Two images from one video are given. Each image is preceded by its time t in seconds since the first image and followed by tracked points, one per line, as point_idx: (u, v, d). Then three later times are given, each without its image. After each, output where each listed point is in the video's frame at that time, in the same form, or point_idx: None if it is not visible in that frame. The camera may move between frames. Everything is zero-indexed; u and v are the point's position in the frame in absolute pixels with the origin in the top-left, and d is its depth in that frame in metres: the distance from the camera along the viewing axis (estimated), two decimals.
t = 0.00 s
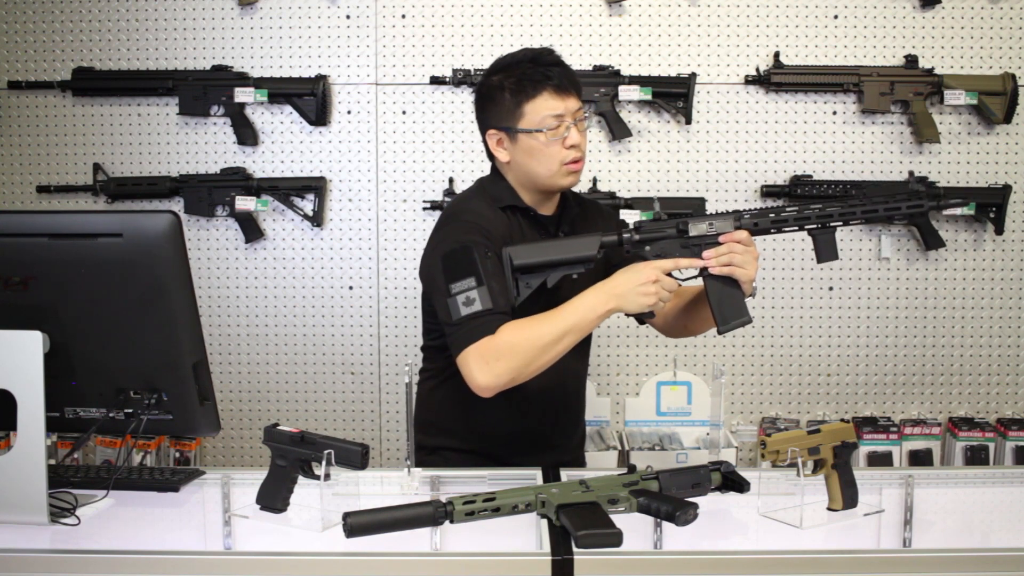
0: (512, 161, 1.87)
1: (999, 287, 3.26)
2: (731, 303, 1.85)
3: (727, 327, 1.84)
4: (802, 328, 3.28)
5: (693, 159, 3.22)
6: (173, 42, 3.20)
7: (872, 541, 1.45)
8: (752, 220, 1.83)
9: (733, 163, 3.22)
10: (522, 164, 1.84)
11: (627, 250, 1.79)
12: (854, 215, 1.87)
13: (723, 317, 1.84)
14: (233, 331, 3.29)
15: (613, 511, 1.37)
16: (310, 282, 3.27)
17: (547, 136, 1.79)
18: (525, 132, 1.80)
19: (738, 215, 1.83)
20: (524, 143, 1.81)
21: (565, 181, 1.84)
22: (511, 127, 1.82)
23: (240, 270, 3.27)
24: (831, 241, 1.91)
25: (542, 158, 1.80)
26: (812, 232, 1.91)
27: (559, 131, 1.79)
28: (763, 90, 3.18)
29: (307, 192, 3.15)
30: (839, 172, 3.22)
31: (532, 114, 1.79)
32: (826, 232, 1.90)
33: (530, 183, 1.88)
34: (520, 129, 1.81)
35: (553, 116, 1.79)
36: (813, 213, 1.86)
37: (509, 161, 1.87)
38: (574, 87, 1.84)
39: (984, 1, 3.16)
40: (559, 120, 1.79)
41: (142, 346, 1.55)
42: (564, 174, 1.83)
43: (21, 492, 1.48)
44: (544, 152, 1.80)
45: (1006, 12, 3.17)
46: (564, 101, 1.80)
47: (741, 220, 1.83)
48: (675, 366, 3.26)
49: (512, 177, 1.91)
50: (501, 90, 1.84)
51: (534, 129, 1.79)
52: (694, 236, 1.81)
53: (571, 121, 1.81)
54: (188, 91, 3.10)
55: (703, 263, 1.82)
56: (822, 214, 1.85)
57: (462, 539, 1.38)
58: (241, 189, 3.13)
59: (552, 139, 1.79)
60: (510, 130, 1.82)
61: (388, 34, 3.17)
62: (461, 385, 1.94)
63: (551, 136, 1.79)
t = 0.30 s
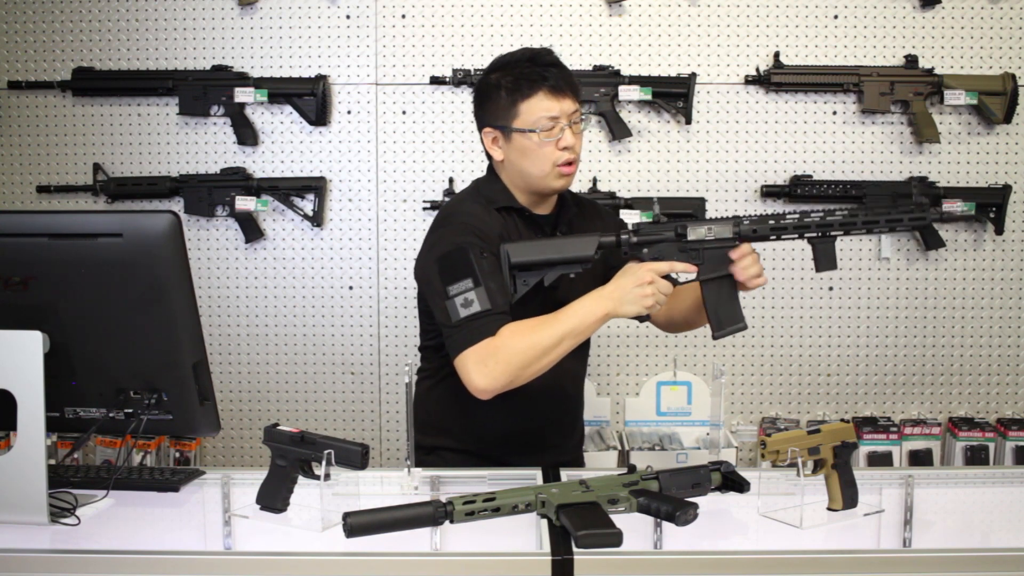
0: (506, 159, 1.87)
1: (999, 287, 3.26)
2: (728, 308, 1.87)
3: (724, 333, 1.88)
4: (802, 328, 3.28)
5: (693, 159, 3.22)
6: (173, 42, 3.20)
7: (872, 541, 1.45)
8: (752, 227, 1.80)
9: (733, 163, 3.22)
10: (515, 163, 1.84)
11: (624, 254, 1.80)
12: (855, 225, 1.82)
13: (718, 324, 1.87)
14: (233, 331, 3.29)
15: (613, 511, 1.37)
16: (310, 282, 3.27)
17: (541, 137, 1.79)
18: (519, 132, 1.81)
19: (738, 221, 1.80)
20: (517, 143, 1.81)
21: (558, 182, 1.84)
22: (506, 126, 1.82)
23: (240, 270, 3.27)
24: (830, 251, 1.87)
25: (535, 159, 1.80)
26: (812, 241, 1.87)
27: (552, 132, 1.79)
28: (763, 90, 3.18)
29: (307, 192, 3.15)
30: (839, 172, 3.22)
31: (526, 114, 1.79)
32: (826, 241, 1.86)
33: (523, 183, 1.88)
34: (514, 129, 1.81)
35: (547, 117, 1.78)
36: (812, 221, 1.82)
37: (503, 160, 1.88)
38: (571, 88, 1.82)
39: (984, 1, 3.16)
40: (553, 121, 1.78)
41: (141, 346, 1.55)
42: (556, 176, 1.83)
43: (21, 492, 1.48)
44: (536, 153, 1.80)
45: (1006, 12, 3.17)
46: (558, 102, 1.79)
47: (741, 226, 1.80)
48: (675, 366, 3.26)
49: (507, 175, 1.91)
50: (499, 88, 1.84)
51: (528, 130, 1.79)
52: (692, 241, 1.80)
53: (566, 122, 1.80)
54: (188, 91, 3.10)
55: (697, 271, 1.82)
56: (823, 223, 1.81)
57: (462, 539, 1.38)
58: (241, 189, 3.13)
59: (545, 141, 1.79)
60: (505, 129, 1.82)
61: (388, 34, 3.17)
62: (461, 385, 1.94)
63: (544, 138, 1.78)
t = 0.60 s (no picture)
0: (514, 166, 1.86)
1: (999, 287, 3.26)
2: (724, 314, 1.89)
3: (718, 339, 1.90)
4: (802, 328, 3.28)
5: (693, 159, 3.22)
6: (173, 42, 3.20)
7: (872, 541, 1.45)
8: (748, 233, 1.82)
9: (733, 163, 3.22)
10: (526, 168, 1.83)
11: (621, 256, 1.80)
12: (853, 233, 1.81)
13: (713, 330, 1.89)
14: (233, 331, 3.29)
15: (613, 511, 1.37)
16: (310, 282, 3.27)
17: (551, 140, 1.79)
18: (529, 138, 1.80)
19: (735, 227, 1.83)
20: (528, 148, 1.80)
21: (570, 185, 1.85)
22: (514, 131, 1.82)
23: (240, 270, 3.27)
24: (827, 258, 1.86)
25: (548, 163, 1.80)
26: (810, 248, 1.87)
27: (562, 134, 1.80)
28: (763, 90, 3.18)
29: (307, 192, 3.15)
30: (839, 172, 3.22)
31: (534, 118, 1.79)
32: (824, 249, 1.86)
33: (533, 187, 1.88)
34: (524, 134, 1.80)
35: (557, 119, 1.79)
36: (809, 228, 1.84)
37: (512, 167, 1.86)
38: (572, 89, 1.85)
39: (984, 1, 3.16)
40: (561, 123, 1.80)
41: (141, 345, 1.55)
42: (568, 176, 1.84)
43: (21, 492, 1.48)
44: (549, 157, 1.80)
45: (1006, 12, 3.16)
46: (565, 103, 1.80)
47: (738, 232, 1.82)
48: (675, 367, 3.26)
49: (513, 182, 1.90)
50: (501, 94, 1.83)
51: (538, 133, 1.79)
52: (689, 245, 1.82)
53: (573, 123, 1.82)
54: (188, 91, 3.10)
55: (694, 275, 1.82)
56: (819, 230, 1.83)
57: (462, 540, 1.38)
58: (241, 189, 3.13)
59: (557, 143, 1.80)
60: (513, 135, 1.81)
61: (388, 34, 3.17)
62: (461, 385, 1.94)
63: (555, 140, 1.79)
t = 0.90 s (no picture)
0: (521, 173, 1.85)
1: (999, 287, 3.26)
2: (726, 304, 1.90)
3: (721, 328, 1.91)
4: (802, 328, 3.28)
5: (693, 159, 3.22)
6: (173, 42, 3.20)
7: (872, 541, 1.45)
8: (749, 221, 1.84)
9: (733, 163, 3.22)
10: (533, 177, 1.83)
11: (622, 249, 1.82)
12: (854, 219, 1.85)
13: (717, 321, 1.90)
14: (233, 331, 3.29)
15: (613, 511, 1.37)
16: (310, 282, 3.27)
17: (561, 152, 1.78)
18: (539, 150, 1.79)
19: (736, 215, 1.84)
20: (537, 160, 1.80)
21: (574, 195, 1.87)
22: (523, 142, 1.80)
23: (240, 270, 3.27)
24: (829, 244, 1.89)
25: (556, 175, 1.81)
26: (810, 235, 1.90)
27: (572, 149, 1.79)
28: (763, 90, 3.18)
29: (307, 192, 3.15)
30: (839, 172, 3.22)
31: (545, 130, 1.78)
32: (825, 235, 1.89)
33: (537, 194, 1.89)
34: (534, 146, 1.79)
35: (569, 134, 1.78)
36: (810, 216, 1.86)
37: (518, 175, 1.86)
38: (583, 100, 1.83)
39: (984, 1, 3.16)
40: (572, 136, 1.79)
41: (142, 345, 1.55)
42: (574, 185, 1.85)
43: (21, 492, 1.48)
44: (557, 170, 1.80)
45: (1006, 12, 3.16)
46: (577, 117, 1.79)
47: (739, 220, 1.84)
48: (674, 366, 3.26)
49: (517, 188, 1.90)
50: (512, 103, 1.80)
51: (549, 145, 1.78)
52: (690, 235, 1.82)
53: (583, 136, 1.81)
54: (188, 91, 3.10)
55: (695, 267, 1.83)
56: (821, 217, 1.85)
57: (462, 539, 1.38)
58: (241, 189, 3.13)
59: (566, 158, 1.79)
60: (523, 146, 1.80)
61: (388, 34, 3.17)
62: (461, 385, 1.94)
63: (566, 153, 1.78)
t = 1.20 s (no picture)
0: (522, 188, 1.83)
1: (999, 287, 3.26)
2: (727, 302, 1.88)
3: (721, 326, 1.88)
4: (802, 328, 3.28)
5: (693, 159, 3.22)
6: (173, 42, 3.20)
7: (872, 541, 1.45)
8: (748, 218, 1.85)
9: (733, 163, 3.22)
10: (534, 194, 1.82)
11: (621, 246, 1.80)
12: (852, 216, 1.89)
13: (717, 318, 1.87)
14: (233, 330, 3.29)
15: (613, 511, 1.37)
16: (310, 282, 3.27)
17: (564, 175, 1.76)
18: (541, 172, 1.76)
19: (735, 213, 1.85)
20: (539, 180, 1.78)
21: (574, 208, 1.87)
22: (527, 163, 1.76)
23: (240, 270, 3.27)
24: (828, 241, 1.93)
25: (556, 194, 1.80)
26: (810, 232, 1.93)
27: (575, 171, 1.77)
28: (763, 90, 3.18)
29: (307, 192, 3.16)
30: (839, 172, 3.22)
31: (550, 154, 1.73)
32: (824, 232, 1.92)
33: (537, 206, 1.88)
34: (538, 168, 1.76)
35: (573, 158, 1.75)
36: (809, 212, 1.88)
37: (519, 190, 1.84)
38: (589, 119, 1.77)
39: (984, 1, 3.16)
40: (576, 160, 1.75)
41: (142, 345, 1.54)
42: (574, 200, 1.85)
43: (21, 492, 1.48)
44: (558, 190, 1.79)
45: (1006, 12, 3.17)
46: (582, 140, 1.74)
47: (738, 218, 1.84)
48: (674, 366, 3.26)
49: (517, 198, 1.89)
50: (517, 121, 1.74)
51: (552, 169, 1.75)
52: (689, 232, 1.82)
53: (586, 156, 1.77)
54: (188, 91, 3.10)
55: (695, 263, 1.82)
56: (820, 214, 1.87)
57: (462, 539, 1.38)
58: (241, 189, 3.13)
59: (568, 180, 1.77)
60: (526, 166, 1.76)
61: (388, 34, 3.17)
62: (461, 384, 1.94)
63: (569, 178, 1.76)
